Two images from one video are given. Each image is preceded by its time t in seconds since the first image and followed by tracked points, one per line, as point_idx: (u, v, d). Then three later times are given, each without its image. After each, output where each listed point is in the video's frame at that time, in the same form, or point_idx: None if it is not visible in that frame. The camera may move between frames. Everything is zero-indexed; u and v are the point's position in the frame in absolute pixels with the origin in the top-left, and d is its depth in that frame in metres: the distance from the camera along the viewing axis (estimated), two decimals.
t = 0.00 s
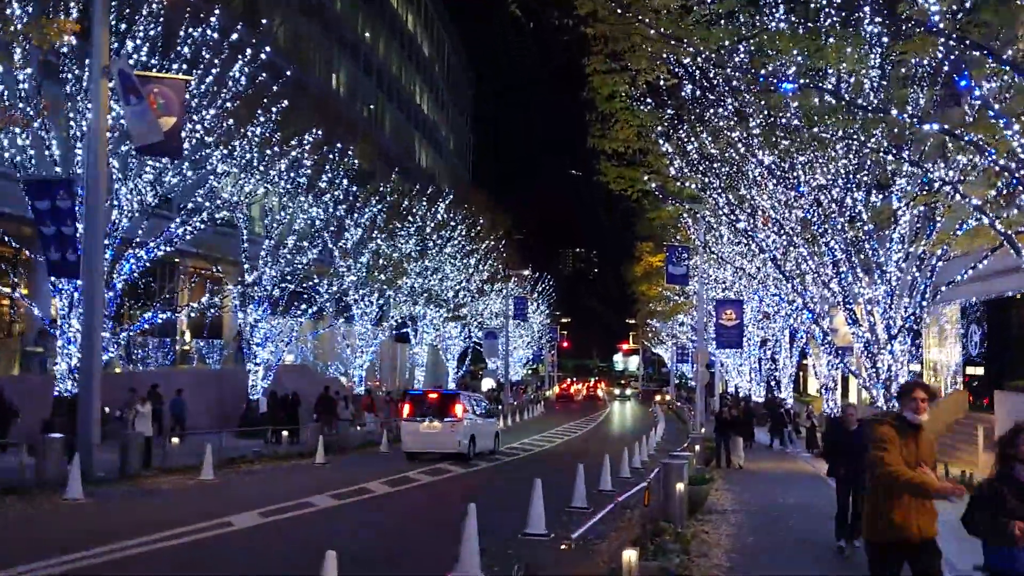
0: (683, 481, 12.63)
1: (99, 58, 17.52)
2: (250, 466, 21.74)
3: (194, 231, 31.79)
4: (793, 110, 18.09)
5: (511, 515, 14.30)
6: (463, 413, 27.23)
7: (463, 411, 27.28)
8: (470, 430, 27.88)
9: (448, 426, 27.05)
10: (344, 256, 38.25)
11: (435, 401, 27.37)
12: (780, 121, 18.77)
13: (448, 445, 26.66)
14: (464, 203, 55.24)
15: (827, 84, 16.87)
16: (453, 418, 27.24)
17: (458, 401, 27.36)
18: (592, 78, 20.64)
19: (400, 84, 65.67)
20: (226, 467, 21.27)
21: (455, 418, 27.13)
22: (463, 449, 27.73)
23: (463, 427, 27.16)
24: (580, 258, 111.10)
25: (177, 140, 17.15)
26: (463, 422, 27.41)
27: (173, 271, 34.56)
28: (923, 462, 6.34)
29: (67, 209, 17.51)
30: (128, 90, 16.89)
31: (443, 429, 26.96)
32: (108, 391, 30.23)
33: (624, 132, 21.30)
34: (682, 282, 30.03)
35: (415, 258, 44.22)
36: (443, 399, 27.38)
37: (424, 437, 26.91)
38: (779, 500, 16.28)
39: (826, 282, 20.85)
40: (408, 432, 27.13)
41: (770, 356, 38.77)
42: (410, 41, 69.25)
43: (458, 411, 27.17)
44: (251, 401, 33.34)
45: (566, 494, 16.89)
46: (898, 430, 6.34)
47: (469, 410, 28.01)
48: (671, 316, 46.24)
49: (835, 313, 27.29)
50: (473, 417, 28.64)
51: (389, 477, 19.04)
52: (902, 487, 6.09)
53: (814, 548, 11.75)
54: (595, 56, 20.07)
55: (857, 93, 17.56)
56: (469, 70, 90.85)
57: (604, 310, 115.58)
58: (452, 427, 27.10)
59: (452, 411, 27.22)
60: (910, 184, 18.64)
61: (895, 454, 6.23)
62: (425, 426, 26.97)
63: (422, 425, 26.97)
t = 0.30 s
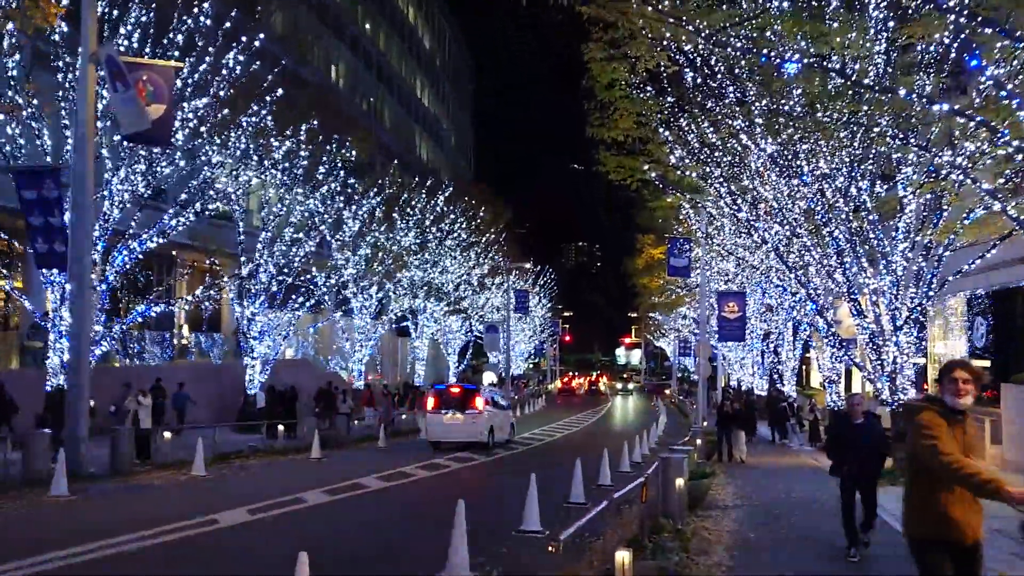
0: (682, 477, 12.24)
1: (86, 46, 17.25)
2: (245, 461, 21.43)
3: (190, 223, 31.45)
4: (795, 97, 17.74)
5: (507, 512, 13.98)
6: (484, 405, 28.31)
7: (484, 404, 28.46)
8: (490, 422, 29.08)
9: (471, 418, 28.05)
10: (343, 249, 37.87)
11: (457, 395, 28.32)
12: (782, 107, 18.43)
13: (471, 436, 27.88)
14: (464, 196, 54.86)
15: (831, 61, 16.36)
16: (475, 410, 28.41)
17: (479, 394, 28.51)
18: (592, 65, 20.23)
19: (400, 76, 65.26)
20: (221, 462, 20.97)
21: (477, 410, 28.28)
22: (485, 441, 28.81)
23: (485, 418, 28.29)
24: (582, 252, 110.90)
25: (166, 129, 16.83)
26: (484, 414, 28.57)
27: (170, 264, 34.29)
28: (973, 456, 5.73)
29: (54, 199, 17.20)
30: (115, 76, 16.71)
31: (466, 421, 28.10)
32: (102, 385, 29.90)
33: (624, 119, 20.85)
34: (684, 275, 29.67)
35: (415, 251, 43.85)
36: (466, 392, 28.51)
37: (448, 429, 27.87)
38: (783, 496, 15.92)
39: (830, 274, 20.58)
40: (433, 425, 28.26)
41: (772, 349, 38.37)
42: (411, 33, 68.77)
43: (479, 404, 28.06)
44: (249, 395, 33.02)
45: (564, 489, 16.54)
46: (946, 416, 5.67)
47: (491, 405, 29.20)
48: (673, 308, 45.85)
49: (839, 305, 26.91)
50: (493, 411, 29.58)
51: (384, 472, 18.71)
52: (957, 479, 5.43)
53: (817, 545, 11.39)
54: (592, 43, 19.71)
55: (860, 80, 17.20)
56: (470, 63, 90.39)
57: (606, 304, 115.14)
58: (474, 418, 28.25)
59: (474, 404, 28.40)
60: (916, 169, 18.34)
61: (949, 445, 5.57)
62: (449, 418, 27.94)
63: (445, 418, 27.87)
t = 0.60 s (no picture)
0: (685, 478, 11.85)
1: (76, 38, 17.14)
2: (241, 460, 21.07)
3: (187, 219, 31.11)
4: (800, 87, 17.33)
5: (505, 512, 13.61)
6: (503, 402, 29.79)
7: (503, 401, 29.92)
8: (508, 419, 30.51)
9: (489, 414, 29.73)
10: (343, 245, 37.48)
11: (477, 391, 29.90)
12: (787, 99, 18.04)
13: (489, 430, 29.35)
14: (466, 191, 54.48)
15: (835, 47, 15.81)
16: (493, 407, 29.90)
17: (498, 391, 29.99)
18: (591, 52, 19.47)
19: (402, 71, 64.87)
20: (215, 460, 20.63)
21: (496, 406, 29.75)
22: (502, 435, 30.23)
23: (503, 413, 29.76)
24: (585, 249, 110.48)
25: (159, 120, 16.53)
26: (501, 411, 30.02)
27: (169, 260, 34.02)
28: None
29: (44, 192, 16.88)
30: (104, 67, 16.42)
31: (485, 416, 29.59)
32: (96, 382, 29.56)
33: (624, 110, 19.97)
34: (687, 271, 29.29)
35: (416, 247, 43.48)
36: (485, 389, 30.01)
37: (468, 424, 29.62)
38: (788, 496, 15.53)
39: (837, 269, 20.20)
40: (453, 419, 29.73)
41: (776, 346, 37.96)
42: (413, 29, 68.36)
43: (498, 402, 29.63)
44: (247, 392, 32.68)
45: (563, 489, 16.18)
46: (999, 430, 5.33)
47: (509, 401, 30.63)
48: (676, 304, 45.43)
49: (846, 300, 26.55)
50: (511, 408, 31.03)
51: (380, 471, 18.34)
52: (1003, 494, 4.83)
53: (824, 547, 11.00)
54: (593, 31, 19.27)
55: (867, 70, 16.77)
56: (472, 60, 89.94)
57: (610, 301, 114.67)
58: (493, 414, 29.71)
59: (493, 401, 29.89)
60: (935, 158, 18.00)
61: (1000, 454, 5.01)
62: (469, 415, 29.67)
63: (465, 414, 29.58)
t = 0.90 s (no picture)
0: (687, 482, 11.45)
1: (62, 32, 16.85)
2: (235, 463, 20.71)
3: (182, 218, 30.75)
4: (803, 79, 16.93)
5: (501, 517, 13.22)
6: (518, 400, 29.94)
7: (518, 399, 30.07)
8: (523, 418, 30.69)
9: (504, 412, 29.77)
10: (341, 244, 37.13)
11: (493, 392, 30.08)
12: (788, 93, 17.69)
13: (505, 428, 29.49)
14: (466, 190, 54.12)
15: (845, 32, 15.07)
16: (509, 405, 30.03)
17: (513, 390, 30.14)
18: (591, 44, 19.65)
19: (402, 70, 64.52)
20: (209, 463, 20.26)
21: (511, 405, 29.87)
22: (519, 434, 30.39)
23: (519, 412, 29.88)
24: (587, 249, 110.05)
25: (150, 114, 16.25)
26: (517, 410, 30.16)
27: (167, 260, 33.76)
28: None
29: (30, 190, 16.57)
30: (90, 62, 16.24)
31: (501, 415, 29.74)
32: (91, 383, 29.26)
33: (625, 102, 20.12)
34: (690, 269, 28.93)
35: (416, 247, 43.10)
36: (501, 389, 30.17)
37: (484, 424, 29.73)
38: (792, 499, 15.12)
39: (842, 267, 19.77)
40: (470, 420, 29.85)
41: (780, 346, 37.53)
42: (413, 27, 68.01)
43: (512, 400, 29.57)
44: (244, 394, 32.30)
45: (562, 492, 15.80)
46: None
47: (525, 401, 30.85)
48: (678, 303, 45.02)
49: (851, 300, 26.16)
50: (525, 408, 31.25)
51: (375, 474, 17.96)
52: None
53: (832, 554, 10.59)
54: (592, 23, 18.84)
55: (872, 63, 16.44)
56: (473, 59, 89.55)
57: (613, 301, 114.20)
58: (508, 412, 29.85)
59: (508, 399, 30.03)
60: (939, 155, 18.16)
61: None
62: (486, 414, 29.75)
63: (481, 413, 29.75)
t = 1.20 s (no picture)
0: (688, 484, 11.05)
1: (48, 23, 16.60)
2: (229, 463, 20.38)
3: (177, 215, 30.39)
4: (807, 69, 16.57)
5: (496, 519, 12.84)
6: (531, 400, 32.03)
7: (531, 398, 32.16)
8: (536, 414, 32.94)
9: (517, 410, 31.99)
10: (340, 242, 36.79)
11: (508, 391, 32.32)
12: (791, 84, 17.38)
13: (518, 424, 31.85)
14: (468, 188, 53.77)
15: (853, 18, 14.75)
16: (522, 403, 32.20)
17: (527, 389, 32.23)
18: (589, 36, 18.99)
19: (403, 68, 64.25)
20: (201, 463, 19.95)
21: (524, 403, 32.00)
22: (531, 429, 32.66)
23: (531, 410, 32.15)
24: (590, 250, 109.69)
25: (136, 106, 16.36)
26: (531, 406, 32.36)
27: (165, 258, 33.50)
28: None
29: (16, 183, 16.47)
30: (75, 53, 16.15)
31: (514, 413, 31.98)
32: (86, 382, 28.99)
33: (625, 94, 19.55)
34: (692, 267, 28.55)
35: (416, 245, 42.76)
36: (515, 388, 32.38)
37: (498, 421, 32.10)
38: (795, 501, 14.75)
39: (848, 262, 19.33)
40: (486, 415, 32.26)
41: (784, 345, 37.13)
42: (414, 25, 67.73)
43: (524, 401, 31.72)
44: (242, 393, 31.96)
45: (560, 493, 15.45)
46: None
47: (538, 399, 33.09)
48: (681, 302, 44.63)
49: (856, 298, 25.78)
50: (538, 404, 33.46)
51: (370, 474, 17.64)
52: None
53: (839, 557, 10.19)
54: (592, 13, 18.44)
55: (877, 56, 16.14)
56: (474, 57, 89.24)
57: (616, 301, 113.87)
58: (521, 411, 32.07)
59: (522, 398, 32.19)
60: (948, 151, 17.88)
61: None
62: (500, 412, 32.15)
63: (496, 411, 32.08)
